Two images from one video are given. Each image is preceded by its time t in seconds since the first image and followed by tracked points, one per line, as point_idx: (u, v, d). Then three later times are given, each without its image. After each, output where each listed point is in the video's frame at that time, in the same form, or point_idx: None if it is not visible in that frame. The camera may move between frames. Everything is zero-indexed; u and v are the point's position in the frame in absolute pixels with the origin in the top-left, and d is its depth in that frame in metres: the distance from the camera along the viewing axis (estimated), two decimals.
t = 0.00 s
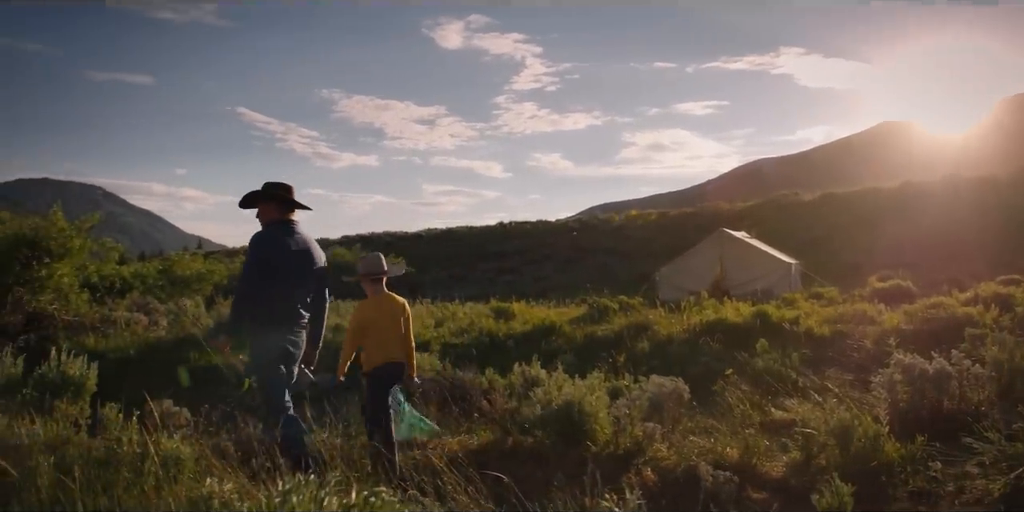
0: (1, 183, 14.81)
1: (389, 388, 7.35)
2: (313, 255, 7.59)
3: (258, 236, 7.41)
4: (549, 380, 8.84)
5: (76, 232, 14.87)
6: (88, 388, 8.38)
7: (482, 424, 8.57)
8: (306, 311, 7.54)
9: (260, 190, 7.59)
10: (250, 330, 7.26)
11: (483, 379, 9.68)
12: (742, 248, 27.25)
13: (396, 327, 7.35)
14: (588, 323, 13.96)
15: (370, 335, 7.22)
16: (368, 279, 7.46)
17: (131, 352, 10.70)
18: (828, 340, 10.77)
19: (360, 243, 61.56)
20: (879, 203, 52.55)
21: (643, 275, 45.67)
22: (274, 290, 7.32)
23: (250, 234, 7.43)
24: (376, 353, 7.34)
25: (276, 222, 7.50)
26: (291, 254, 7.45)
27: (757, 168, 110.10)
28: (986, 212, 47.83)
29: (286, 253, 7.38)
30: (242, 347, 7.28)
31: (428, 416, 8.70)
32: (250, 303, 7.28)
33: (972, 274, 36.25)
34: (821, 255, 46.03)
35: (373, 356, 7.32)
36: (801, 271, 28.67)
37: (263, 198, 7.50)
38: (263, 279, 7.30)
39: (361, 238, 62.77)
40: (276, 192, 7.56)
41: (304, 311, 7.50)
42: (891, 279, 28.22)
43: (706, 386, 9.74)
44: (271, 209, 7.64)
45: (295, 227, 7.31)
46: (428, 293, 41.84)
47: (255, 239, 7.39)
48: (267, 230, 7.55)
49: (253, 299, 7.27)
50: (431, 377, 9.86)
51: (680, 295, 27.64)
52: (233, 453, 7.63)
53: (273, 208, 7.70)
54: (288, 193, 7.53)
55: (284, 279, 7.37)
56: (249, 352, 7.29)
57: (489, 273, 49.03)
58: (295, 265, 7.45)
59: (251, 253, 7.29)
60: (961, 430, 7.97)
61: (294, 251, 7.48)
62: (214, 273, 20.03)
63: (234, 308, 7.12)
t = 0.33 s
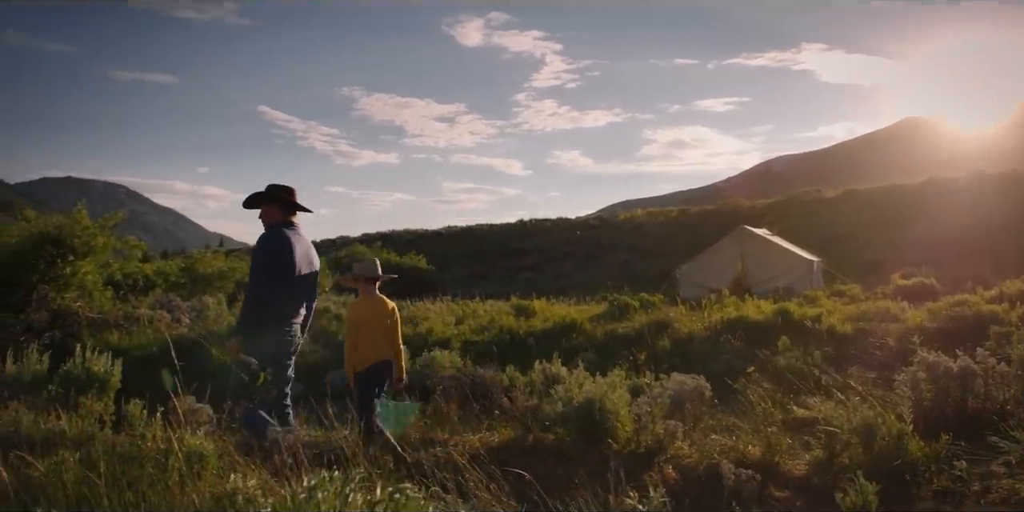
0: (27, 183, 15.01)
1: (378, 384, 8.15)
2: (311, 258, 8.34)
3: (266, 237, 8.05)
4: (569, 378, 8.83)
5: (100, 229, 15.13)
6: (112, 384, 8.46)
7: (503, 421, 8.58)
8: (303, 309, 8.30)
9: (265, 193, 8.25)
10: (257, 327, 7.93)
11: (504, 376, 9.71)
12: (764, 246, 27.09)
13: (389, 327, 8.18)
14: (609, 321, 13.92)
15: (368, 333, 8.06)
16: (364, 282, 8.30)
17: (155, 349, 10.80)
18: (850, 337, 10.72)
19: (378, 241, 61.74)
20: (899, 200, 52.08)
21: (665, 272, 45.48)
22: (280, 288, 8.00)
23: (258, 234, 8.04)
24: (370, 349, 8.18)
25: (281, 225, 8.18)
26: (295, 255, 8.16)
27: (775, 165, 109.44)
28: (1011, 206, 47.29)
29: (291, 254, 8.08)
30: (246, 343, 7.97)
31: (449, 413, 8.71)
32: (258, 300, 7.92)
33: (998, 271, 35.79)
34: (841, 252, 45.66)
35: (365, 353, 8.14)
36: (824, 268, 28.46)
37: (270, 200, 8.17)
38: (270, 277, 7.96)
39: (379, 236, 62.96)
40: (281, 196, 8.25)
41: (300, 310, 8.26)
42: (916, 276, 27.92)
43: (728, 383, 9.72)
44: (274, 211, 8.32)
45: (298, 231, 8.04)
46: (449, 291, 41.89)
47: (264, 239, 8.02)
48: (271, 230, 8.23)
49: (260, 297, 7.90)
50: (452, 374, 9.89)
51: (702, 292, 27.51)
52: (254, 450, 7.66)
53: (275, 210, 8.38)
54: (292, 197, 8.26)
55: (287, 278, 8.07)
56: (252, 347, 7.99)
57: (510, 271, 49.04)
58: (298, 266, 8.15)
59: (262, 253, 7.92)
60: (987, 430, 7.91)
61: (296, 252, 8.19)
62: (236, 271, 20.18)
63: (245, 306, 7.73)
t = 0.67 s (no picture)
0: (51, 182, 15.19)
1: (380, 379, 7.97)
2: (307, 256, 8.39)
3: (262, 238, 8.09)
4: (590, 376, 8.81)
5: (123, 228, 15.27)
6: (136, 380, 8.52)
7: (524, 418, 8.59)
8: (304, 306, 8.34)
9: (259, 198, 8.27)
10: (258, 326, 7.93)
11: (524, 374, 9.72)
12: (785, 243, 26.98)
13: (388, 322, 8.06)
14: (630, 318, 13.90)
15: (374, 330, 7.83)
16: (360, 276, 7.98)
17: (179, 347, 10.90)
18: (873, 335, 10.65)
19: (396, 239, 62.01)
20: (920, 198, 51.67)
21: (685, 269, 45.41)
22: (280, 287, 8.03)
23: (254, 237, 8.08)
24: (366, 345, 7.92)
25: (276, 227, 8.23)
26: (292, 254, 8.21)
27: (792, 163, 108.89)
28: None
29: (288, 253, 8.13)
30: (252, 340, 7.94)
31: (470, 410, 8.71)
32: (256, 302, 7.92)
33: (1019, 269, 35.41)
34: (860, 250, 45.39)
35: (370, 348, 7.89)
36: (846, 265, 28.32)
37: (265, 204, 8.19)
38: (269, 277, 7.99)
39: (396, 235, 63.24)
40: (273, 200, 8.26)
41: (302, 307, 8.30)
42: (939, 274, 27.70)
43: (749, 381, 9.70)
44: (266, 215, 8.34)
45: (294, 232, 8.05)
46: (469, 288, 42.03)
47: (260, 241, 8.06)
48: (266, 234, 8.23)
49: (262, 296, 7.92)
50: (472, 372, 9.89)
51: (723, 290, 27.47)
52: (276, 447, 7.68)
53: (268, 214, 8.41)
54: (284, 201, 8.29)
55: (286, 277, 8.11)
56: (260, 345, 7.96)
57: (529, 268, 49.13)
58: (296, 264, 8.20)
59: (259, 254, 7.97)
60: (1011, 428, 7.85)
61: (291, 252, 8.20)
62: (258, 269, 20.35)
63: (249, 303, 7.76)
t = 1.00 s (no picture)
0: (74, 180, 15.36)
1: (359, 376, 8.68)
2: (292, 257, 8.50)
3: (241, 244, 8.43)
4: (610, 373, 8.80)
5: (145, 225, 15.42)
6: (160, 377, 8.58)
7: (544, 415, 8.59)
8: (291, 306, 8.50)
9: (242, 205, 8.55)
10: (234, 331, 8.25)
11: (544, 371, 9.74)
12: (806, 240, 26.86)
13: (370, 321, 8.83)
14: (649, 316, 13.87)
15: (357, 331, 8.62)
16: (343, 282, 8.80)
17: (201, 345, 10.99)
18: (895, 333, 10.59)
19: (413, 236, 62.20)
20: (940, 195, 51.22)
21: (703, 267, 45.22)
22: (254, 289, 8.30)
23: (234, 242, 8.46)
24: (348, 344, 8.72)
25: (258, 230, 8.49)
26: (273, 256, 8.42)
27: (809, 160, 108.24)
28: None
29: (264, 255, 8.33)
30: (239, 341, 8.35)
31: (490, 408, 8.73)
32: (233, 306, 8.28)
33: None
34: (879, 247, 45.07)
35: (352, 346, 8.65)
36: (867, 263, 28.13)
37: (247, 209, 8.44)
38: (244, 280, 8.31)
39: (414, 233, 63.43)
40: (254, 205, 8.49)
41: (286, 307, 8.46)
42: (962, 272, 27.44)
43: (770, 379, 9.67)
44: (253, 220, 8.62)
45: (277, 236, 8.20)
46: (488, 286, 42.07)
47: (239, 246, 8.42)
48: (252, 238, 8.50)
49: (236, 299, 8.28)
50: (492, 369, 9.91)
51: (743, 287, 27.38)
52: (297, 444, 7.73)
53: (254, 219, 8.67)
54: (266, 205, 8.47)
55: (266, 281, 8.35)
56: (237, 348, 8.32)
57: (547, 266, 49.14)
58: (275, 265, 8.39)
59: (237, 259, 8.31)
60: None
61: (274, 255, 8.39)
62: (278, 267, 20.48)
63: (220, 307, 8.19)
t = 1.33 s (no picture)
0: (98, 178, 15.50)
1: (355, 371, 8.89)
2: (291, 256, 8.55)
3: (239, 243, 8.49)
4: (632, 371, 8.79)
5: (168, 223, 15.54)
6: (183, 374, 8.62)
7: (564, 413, 8.59)
8: (292, 305, 8.56)
9: (242, 205, 8.64)
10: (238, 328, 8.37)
11: (564, 369, 9.75)
12: (828, 237, 26.71)
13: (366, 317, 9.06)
14: (670, 313, 13.83)
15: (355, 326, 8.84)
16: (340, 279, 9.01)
17: (223, 342, 11.05)
18: (918, 331, 10.51)
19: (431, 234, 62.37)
20: (961, 193, 50.76)
21: (722, 265, 45.05)
22: (253, 289, 8.38)
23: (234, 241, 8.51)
24: (345, 339, 8.92)
25: (256, 230, 8.55)
26: (273, 254, 8.46)
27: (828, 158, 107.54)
28: None
29: (263, 255, 8.38)
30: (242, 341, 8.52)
31: (511, 405, 8.75)
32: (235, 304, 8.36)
33: None
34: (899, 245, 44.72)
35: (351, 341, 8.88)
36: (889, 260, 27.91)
37: (247, 209, 8.53)
38: (243, 281, 8.37)
39: (432, 231, 63.61)
40: (253, 206, 8.58)
41: (288, 307, 8.53)
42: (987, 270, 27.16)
43: (791, 377, 9.65)
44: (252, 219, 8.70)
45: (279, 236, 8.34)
46: (506, 284, 42.07)
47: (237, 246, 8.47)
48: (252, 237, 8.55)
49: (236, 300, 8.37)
50: (513, 366, 9.92)
51: (764, 285, 27.27)
52: (320, 441, 7.77)
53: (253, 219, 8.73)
54: (265, 205, 8.56)
55: (266, 279, 8.41)
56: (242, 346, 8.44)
57: (565, 263, 49.10)
58: (275, 264, 8.44)
59: (237, 258, 8.37)
60: None
61: (274, 253, 8.46)
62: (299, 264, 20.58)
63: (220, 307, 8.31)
